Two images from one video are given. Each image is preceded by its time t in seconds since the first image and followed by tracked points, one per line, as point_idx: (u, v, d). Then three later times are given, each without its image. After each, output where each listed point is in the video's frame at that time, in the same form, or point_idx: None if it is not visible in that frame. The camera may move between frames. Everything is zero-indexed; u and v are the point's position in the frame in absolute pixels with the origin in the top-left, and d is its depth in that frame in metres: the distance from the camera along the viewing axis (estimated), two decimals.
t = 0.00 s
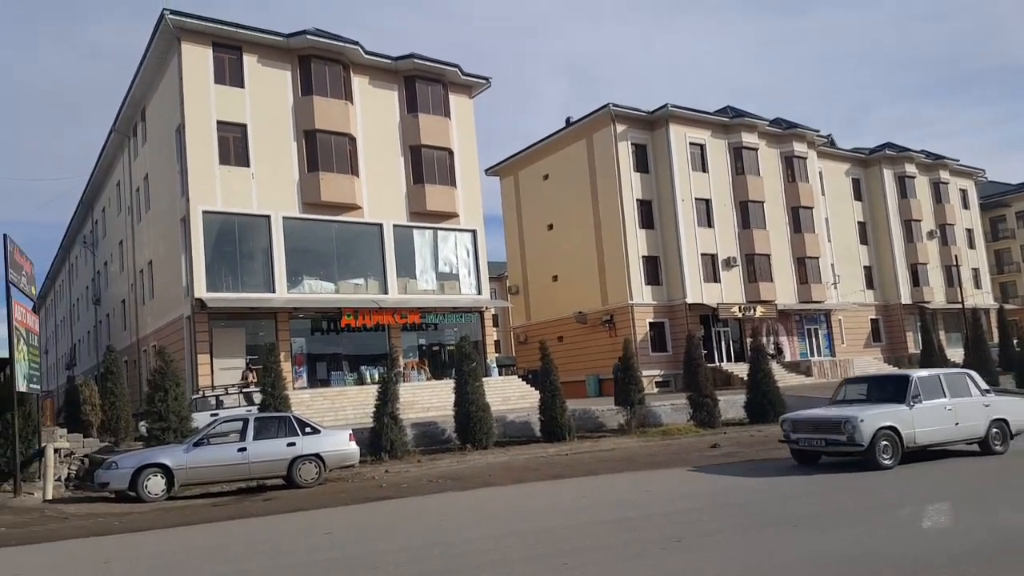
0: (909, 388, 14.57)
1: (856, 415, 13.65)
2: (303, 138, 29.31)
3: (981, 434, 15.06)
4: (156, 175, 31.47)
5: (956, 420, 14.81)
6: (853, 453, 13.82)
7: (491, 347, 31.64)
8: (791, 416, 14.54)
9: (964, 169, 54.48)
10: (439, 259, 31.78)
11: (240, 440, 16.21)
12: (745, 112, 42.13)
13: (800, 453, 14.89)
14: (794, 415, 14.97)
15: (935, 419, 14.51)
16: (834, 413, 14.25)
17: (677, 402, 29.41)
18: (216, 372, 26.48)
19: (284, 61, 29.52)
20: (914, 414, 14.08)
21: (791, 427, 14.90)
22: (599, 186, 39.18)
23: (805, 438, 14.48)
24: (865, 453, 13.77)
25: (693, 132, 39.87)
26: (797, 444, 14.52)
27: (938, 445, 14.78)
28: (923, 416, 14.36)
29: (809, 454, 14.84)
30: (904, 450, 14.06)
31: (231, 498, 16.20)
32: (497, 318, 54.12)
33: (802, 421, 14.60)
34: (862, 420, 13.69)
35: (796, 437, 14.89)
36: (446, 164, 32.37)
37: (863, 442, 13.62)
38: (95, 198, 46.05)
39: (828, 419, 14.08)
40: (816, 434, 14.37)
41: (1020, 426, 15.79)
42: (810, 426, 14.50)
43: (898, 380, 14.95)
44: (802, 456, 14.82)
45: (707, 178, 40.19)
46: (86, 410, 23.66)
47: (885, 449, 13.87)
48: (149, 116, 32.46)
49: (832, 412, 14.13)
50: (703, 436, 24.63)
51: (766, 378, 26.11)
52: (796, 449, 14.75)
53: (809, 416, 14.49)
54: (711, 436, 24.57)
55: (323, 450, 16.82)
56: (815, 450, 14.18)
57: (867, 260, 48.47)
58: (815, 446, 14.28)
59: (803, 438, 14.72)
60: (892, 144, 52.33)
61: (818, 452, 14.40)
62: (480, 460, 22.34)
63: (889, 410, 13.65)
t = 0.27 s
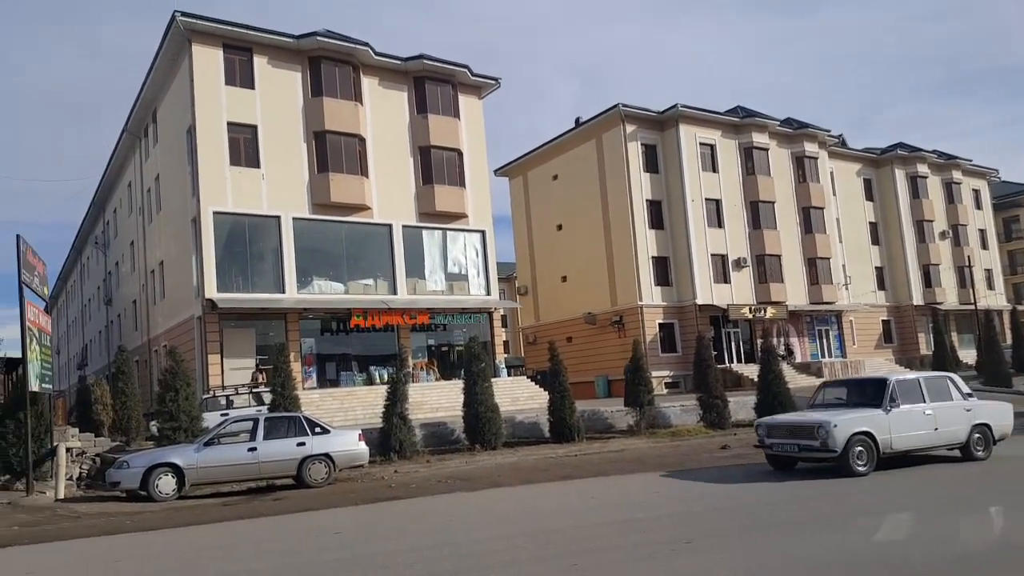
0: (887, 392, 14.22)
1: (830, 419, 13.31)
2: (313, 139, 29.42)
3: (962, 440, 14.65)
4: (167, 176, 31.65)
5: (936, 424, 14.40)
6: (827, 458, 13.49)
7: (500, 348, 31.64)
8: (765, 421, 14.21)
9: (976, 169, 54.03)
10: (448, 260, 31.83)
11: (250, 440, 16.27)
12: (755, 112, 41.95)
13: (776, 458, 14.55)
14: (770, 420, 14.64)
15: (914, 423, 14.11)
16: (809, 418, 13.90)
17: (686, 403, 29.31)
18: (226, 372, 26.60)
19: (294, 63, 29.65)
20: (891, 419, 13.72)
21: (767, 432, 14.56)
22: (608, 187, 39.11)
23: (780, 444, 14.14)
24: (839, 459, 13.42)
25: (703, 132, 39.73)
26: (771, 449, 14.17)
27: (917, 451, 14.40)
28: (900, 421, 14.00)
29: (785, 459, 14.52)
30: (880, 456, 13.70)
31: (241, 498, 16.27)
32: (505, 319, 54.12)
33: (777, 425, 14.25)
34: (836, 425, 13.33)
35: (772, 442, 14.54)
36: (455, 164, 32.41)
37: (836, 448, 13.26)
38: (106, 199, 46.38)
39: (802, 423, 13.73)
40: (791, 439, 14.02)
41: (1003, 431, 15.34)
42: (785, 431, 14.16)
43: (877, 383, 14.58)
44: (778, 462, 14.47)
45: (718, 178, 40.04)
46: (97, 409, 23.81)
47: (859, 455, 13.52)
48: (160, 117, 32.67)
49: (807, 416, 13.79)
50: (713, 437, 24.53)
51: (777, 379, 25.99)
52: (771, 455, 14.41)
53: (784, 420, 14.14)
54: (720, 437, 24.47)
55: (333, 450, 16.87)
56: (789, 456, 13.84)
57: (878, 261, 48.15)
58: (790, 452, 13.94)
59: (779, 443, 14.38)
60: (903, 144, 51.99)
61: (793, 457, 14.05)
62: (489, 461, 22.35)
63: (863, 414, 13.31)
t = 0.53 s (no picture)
0: (861, 396, 13.91)
1: (798, 423, 13.02)
2: (322, 140, 29.51)
3: (939, 445, 14.30)
4: (176, 177, 31.80)
5: (911, 429, 14.08)
6: (796, 464, 13.20)
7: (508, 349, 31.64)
8: (735, 424, 13.95)
9: (987, 169, 53.65)
10: (456, 260, 31.86)
11: (259, 440, 16.33)
12: (764, 111, 41.80)
13: (748, 463, 14.29)
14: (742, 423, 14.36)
15: (887, 428, 13.80)
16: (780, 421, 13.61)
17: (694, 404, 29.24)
18: (234, 372, 26.71)
19: (303, 64, 29.75)
20: (863, 424, 13.42)
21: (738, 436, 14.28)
22: (616, 187, 39.05)
23: (750, 448, 13.86)
24: (809, 465, 13.12)
25: (711, 132, 39.60)
26: (741, 453, 13.90)
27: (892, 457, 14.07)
28: (874, 426, 13.70)
29: (756, 465, 14.25)
30: (850, 462, 13.38)
31: (249, 498, 16.31)
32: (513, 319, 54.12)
33: (747, 429, 13.98)
34: (805, 430, 13.04)
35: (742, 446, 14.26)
36: (463, 165, 32.45)
37: (805, 453, 12.97)
38: (116, 200, 46.67)
39: (771, 427, 13.45)
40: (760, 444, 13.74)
41: (983, 436, 14.97)
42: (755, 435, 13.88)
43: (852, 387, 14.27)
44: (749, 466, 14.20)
45: (727, 178, 39.91)
46: (106, 409, 23.95)
47: (829, 461, 13.22)
48: (169, 118, 32.83)
49: (777, 421, 13.49)
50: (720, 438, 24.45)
51: (786, 380, 25.87)
52: (741, 459, 14.13)
53: (754, 424, 13.86)
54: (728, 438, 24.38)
55: (341, 450, 16.92)
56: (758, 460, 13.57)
57: (888, 261, 47.88)
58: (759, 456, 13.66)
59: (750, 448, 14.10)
60: (913, 143, 51.69)
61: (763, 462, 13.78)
62: (496, 462, 22.34)
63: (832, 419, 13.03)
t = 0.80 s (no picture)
0: (830, 400, 13.65)
1: (762, 429, 12.76)
2: (329, 141, 29.58)
3: (911, 451, 14.06)
4: (184, 177, 31.92)
5: (881, 434, 13.83)
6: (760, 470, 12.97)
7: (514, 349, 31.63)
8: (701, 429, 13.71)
9: (996, 169, 53.34)
10: (462, 261, 31.90)
11: (265, 439, 16.38)
12: (772, 112, 41.68)
13: (715, 468, 14.07)
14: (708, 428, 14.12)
15: (857, 434, 13.53)
16: (745, 426, 13.37)
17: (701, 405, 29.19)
18: (241, 372, 26.79)
19: (310, 64, 29.82)
20: (830, 429, 13.18)
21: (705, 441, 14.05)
22: (623, 188, 39.00)
23: (716, 453, 13.63)
24: (773, 471, 12.88)
25: (718, 133, 39.50)
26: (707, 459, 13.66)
27: (863, 463, 13.82)
28: (842, 431, 13.44)
29: (724, 470, 14.02)
30: (816, 468, 13.14)
31: (255, 497, 16.34)
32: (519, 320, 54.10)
33: (713, 434, 13.74)
34: (769, 435, 12.79)
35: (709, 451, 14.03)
36: (470, 165, 32.48)
37: (769, 459, 12.73)
38: (124, 200, 46.86)
39: (735, 432, 13.20)
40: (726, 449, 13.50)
41: (957, 442, 14.72)
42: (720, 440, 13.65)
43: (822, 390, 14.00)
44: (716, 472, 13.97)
45: (734, 179, 39.80)
46: (114, 408, 24.05)
47: (794, 466, 13.00)
48: (177, 118, 32.95)
49: (742, 425, 13.29)
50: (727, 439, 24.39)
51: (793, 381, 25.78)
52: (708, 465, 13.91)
53: (719, 429, 13.61)
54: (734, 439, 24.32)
55: (348, 450, 16.95)
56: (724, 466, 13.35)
57: (895, 262, 47.66)
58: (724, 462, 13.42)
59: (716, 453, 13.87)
60: (921, 144, 51.48)
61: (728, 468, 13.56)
62: (502, 462, 22.32)
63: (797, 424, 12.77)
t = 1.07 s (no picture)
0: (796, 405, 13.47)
1: (723, 434, 12.63)
2: (336, 141, 29.65)
3: (881, 459, 13.82)
4: (192, 177, 32.06)
5: (849, 440, 13.63)
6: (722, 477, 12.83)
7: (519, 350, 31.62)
8: (666, 434, 13.60)
9: (1006, 171, 52.99)
10: (469, 261, 31.92)
11: (272, 438, 16.43)
12: (780, 113, 41.57)
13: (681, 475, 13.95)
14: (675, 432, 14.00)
15: (822, 439, 13.36)
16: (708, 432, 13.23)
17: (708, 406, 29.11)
18: (248, 371, 26.87)
19: (317, 65, 29.89)
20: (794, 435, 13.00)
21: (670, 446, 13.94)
22: (630, 189, 38.94)
23: (679, 459, 13.51)
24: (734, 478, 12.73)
25: (726, 134, 39.40)
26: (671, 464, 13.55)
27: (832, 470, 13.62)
28: (807, 437, 13.24)
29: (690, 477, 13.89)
30: (779, 476, 12.97)
31: (261, 496, 16.37)
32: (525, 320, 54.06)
33: (677, 439, 13.62)
34: (731, 441, 12.63)
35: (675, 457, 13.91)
36: (477, 166, 32.51)
37: (729, 466, 12.59)
38: (132, 199, 47.10)
39: (698, 437, 13.09)
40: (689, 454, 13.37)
41: (931, 449, 14.49)
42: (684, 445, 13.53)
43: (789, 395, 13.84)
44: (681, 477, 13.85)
45: (741, 180, 39.70)
46: (121, 407, 24.15)
47: (757, 473, 12.85)
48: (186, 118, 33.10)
49: (705, 431, 13.16)
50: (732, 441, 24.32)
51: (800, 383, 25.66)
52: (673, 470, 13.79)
53: (683, 434, 13.50)
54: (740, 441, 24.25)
55: (354, 449, 16.97)
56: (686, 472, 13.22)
57: (904, 264, 47.42)
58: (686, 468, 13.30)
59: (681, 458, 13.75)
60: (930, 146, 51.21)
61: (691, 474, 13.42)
62: (507, 463, 22.30)
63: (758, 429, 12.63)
